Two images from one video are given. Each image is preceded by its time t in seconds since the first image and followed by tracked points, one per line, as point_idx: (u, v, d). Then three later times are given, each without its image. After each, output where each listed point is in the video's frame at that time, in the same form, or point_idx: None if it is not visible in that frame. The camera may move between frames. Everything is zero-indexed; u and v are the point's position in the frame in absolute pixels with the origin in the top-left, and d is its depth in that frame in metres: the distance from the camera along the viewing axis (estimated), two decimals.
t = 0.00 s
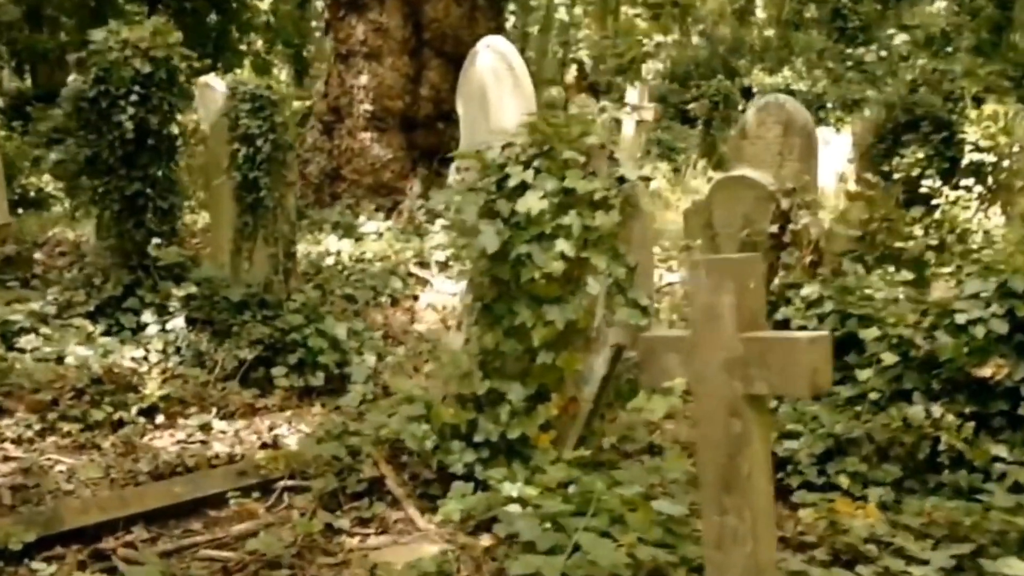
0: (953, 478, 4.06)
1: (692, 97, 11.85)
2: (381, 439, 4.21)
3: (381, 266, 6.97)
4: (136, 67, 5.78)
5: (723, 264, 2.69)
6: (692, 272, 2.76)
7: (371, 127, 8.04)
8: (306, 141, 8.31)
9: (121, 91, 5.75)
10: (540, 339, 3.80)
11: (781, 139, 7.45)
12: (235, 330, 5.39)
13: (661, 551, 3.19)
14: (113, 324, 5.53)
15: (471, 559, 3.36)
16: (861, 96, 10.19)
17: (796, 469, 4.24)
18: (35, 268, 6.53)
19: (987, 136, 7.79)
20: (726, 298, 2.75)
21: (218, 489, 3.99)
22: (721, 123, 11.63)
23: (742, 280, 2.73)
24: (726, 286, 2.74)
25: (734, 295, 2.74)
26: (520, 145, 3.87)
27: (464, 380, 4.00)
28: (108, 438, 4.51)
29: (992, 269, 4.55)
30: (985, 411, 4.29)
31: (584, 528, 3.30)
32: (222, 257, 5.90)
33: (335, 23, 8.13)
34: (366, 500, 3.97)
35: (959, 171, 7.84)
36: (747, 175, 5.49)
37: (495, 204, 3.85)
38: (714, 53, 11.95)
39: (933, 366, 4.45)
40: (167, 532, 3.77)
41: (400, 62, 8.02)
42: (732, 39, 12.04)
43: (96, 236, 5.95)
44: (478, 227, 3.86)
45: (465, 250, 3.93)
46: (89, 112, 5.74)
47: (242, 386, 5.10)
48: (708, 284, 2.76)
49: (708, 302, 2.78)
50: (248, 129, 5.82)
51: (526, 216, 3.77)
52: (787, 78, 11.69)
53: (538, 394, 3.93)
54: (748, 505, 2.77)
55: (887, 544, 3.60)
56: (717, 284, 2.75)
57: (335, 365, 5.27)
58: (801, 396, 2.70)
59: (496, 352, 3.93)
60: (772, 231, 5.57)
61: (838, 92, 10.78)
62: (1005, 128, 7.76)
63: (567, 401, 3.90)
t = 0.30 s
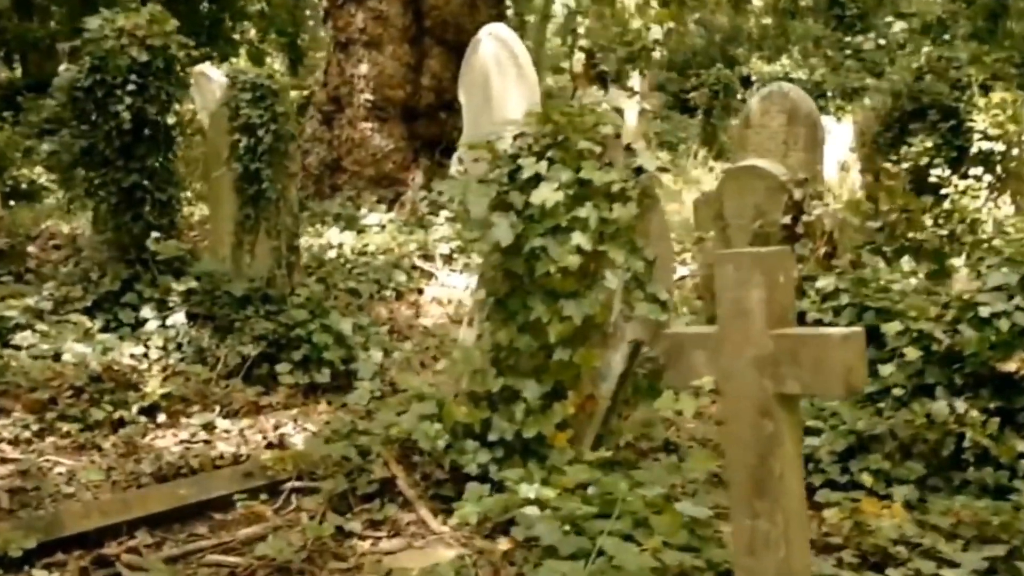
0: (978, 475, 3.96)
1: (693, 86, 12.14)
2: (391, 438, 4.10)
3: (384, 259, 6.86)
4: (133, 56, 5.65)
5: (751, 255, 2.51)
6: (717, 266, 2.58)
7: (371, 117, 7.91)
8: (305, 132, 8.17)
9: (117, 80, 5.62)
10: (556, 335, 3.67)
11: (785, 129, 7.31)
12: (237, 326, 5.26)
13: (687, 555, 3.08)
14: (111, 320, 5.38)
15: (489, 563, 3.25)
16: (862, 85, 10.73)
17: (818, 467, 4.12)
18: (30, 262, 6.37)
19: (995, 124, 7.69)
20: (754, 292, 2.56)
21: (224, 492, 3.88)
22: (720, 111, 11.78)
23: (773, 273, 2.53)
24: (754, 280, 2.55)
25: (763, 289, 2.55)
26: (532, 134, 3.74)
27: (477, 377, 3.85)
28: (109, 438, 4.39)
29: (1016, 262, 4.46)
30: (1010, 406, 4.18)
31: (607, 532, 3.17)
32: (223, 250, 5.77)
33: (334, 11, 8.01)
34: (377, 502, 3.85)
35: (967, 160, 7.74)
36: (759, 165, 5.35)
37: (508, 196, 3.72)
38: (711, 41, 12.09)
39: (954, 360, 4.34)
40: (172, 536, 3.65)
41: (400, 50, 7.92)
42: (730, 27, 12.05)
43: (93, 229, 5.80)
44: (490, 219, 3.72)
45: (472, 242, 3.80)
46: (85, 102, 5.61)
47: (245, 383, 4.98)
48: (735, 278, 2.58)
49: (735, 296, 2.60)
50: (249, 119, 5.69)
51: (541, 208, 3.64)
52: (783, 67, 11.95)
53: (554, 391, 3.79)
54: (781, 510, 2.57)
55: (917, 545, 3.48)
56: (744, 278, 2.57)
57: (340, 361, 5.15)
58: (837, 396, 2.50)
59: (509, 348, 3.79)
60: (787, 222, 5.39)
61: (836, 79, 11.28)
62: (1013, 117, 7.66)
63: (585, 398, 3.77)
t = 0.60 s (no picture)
0: (1012, 475, 3.83)
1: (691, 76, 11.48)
2: (404, 438, 3.97)
3: (388, 253, 6.70)
4: (130, 41, 5.49)
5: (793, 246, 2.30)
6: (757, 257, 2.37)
7: (373, 106, 7.76)
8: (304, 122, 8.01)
9: (114, 67, 5.45)
10: (578, 331, 3.49)
11: (791, 118, 7.17)
12: (240, 323, 5.11)
13: (722, 562, 2.94)
14: (111, 316, 5.22)
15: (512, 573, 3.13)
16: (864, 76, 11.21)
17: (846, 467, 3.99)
18: (24, 255, 6.16)
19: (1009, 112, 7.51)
20: (797, 286, 2.34)
21: (233, 496, 3.73)
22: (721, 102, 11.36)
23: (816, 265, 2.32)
24: (798, 272, 2.33)
25: (806, 282, 2.33)
26: (552, 120, 3.59)
27: (495, 376, 3.72)
28: (110, 440, 4.23)
29: None
30: None
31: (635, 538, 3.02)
32: (223, 243, 5.68)
33: None
34: (391, 506, 3.71)
35: (979, 149, 7.58)
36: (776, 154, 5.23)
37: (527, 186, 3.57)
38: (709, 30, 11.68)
39: (983, 354, 4.15)
40: (179, 543, 3.50)
41: (403, 38, 7.78)
42: (727, 15, 11.80)
43: (90, 222, 5.63)
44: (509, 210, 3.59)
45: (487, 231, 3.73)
46: (81, 89, 5.46)
47: (251, 381, 4.84)
48: (776, 269, 2.36)
49: (777, 289, 2.38)
50: (251, 108, 5.47)
51: (561, 199, 3.49)
52: (781, 56, 11.96)
53: (576, 390, 3.61)
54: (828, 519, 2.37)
55: (956, 549, 3.33)
56: (786, 269, 2.35)
57: (348, 358, 5.00)
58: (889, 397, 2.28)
59: (527, 345, 3.63)
60: (804, 213, 5.17)
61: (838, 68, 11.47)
62: None
63: (607, 397, 3.58)
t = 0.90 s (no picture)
0: None
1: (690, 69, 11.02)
2: (416, 440, 3.78)
3: (391, 249, 6.57)
4: (128, 32, 5.30)
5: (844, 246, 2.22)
6: (801, 260, 2.29)
7: (374, 99, 7.62)
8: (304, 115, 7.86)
9: (111, 58, 5.29)
10: (598, 332, 3.37)
11: (796, 111, 7.07)
12: (242, 322, 4.97)
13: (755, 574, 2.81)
14: (110, 314, 5.09)
15: None
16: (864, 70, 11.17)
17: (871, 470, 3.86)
18: (20, 250, 6.03)
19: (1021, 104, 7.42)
20: (845, 289, 2.27)
21: (241, 502, 3.61)
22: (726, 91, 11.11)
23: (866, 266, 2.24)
24: (845, 275, 2.25)
25: (855, 284, 2.26)
26: (572, 113, 3.48)
27: (512, 378, 3.60)
28: (113, 443, 4.11)
29: None
30: None
31: (663, 548, 2.89)
32: (224, 239, 5.56)
33: None
34: (405, 512, 3.59)
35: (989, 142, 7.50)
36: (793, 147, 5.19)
37: (546, 182, 3.46)
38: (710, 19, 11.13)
39: (1008, 352, 4.10)
40: (185, 552, 3.39)
41: (405, 29, 7.63)
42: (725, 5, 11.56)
43: (88, 217, 5.50)
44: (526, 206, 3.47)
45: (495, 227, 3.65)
46: (77, 81, 5.29)
47: (255, 382, 4.72)
48: (822, 273, 2.29)
49: (822, 293, 2.30)
50: (254, 101, 5.28)
51: (580, 194, 3.37)
52: (778, 48, 11.87)
53: (595, 393, 3.50)
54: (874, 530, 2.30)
55: (992, 557, 3.21)
56: (833, 273, 2.27)
57: (355, 357, 4.88)
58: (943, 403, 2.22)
59: (545, 345, 3.52)
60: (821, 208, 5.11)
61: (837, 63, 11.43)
62: None
63: (628, 399, 3.44)
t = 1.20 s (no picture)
0: None
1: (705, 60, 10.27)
2: (429, 445, 3.66)
3: (395, 245, 6.45)
4: (126, 27, 5.17)
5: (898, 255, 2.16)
6: (849, 269, 2.23)
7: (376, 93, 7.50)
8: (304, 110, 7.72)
9: (109, 54, 5.14)
10: (620, 336, 3.26)
11: (802, 104, 6.92)
12: (246, 324, 4.84)
13: None
14: (110, 315, 4.97)
15: None
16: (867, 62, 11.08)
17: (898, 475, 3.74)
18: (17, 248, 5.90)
19: None
20: (896, 299, 2.21)
21: (249, 511, 3.48)
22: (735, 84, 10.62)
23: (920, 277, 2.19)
24: (897, 284, 2.19)
25: (907, 295, 2.20)
26: (590, 109, 3.36)
27: (530, 383, 3.49)
28: (116, 450, 3.98)
29: None
30: None
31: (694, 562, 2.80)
32: (228, 238, 5.39)
33: None
34: (418, 521, 3.44)
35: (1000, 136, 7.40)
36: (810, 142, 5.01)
37: (565, 183, 3.36)
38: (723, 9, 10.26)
39: None
40: (193, 564, 3.27)
41: (406, 22, 7.48)
42: None
43: (86, 216, 5.36)
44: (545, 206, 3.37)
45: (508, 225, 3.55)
46: (74, 78, 5.15)
47: (262, 386, 4.59)
48: (871, 282, 2.23)
49: (872, 302, 2.25)
50: (256, 97, 5.16)
51: (603, 195, 3.27)
52: (779, 40, 11.76)
53: (616, 399, 3.38)
54: (923, 549, 2.26)
55: None
56: (884, 282, 2.21)
57: (362, 358, 4.75)
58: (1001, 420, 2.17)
59: (564, 349, 3.40)
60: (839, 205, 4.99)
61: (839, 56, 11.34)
62: None
63: (651, 405, 3.33)
